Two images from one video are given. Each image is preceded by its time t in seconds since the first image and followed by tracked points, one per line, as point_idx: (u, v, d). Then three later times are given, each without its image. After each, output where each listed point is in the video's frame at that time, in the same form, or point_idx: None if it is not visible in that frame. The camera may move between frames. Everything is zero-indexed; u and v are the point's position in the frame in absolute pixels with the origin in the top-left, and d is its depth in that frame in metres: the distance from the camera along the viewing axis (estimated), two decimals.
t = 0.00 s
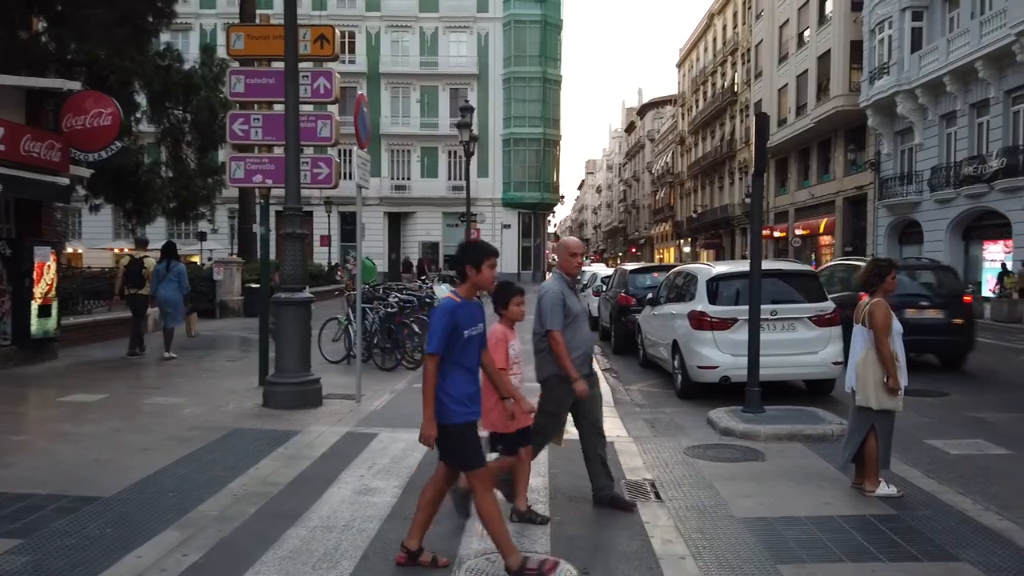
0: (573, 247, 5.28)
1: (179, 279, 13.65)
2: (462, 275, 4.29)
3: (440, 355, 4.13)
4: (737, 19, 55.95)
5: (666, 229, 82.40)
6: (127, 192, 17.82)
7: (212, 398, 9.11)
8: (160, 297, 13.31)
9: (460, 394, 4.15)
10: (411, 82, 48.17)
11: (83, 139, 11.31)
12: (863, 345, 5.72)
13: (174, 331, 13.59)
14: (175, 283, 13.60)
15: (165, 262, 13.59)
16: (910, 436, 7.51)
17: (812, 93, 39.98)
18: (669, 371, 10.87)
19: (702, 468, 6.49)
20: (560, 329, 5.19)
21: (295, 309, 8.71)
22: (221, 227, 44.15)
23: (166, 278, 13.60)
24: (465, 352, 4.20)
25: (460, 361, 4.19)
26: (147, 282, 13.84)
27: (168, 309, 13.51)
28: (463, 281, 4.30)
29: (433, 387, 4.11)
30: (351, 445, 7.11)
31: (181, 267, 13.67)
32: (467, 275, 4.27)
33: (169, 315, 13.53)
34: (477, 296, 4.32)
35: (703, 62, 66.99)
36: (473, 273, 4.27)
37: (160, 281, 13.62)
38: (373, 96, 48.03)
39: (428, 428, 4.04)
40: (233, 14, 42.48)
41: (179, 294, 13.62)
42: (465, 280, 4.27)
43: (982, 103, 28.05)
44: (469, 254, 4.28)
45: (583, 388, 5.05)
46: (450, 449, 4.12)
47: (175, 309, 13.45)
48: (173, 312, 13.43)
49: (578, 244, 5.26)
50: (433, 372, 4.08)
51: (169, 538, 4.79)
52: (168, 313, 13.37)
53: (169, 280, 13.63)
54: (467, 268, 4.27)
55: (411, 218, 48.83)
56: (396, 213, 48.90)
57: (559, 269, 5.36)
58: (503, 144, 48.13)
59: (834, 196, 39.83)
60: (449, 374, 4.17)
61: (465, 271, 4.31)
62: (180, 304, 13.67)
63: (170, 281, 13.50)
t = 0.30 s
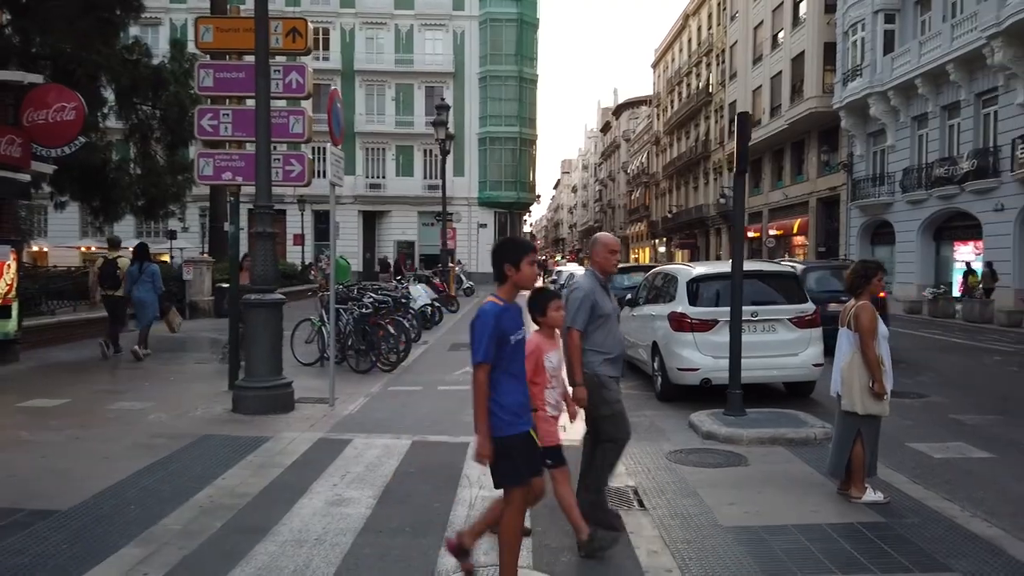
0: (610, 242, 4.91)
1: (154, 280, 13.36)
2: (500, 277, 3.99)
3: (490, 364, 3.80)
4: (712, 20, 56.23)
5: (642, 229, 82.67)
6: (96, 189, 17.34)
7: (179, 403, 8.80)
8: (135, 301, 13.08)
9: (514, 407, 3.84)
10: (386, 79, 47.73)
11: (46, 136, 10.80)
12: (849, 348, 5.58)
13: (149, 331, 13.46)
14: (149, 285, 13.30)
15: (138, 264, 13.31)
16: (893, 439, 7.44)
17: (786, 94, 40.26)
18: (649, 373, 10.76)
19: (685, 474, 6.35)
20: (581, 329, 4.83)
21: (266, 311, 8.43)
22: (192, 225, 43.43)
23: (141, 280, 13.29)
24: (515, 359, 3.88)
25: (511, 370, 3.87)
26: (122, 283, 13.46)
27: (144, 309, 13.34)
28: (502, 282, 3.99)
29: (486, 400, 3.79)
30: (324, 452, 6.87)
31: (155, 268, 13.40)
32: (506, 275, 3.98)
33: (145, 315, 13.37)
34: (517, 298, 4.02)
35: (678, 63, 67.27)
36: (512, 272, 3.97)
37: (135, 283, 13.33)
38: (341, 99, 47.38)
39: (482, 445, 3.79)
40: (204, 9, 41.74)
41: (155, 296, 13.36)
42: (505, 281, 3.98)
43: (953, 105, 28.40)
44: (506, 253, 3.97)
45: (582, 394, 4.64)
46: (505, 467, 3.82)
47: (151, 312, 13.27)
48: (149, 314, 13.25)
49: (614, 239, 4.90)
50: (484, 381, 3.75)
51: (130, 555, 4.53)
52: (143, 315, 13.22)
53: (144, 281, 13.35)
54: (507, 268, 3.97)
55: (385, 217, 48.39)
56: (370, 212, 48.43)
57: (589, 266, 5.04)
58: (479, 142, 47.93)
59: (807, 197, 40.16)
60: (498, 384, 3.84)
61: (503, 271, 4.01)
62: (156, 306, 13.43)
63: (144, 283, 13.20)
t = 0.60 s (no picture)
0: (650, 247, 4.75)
1: (137, 278, 13.14)
2: (557, 283, 3.69)
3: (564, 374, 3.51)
4: (693, 21, 56.35)
5: (624, 229, 82.77)
6: (70, 187, 16.91)
7: (153, 406, 8.52)
8: (117, 300, 12.85)
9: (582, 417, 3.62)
10: (367, 77, 47.31)
11: (15, 132, 10.39)
12: (842, 351, 5.45)
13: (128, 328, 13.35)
14: (132, 282, 13.06)
15: (122, 262, 13.05)
16: (883, 441, 7.34)
17: (768, 95, 40.39)
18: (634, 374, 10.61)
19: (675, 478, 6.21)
20: (629, 339, 4.50)
21: (244, 312, 8.19)
22: (170, 224, 42.83)
23: (124, 278, 13.06)
24: (585, 369, 3.62)
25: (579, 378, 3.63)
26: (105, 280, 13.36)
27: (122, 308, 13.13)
28: (559, 288, 3.70)
29: (567, 415, 3.47)
30: (303, 457, 6.65)
31: (138, 266, 13.15)
32: (565, 280, 3.67)
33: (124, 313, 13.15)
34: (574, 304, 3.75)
35: (660, 63, 67.39)
36: (572, 277, 3.67)
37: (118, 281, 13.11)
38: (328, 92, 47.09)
39: (603, 451, 3.53)
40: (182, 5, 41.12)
41: (136, 294, 13.13)
42: (560, 288, 3.68)
43: (933, 106, 28.60)
44: (564, 257, 3.67)
45: (630, 414, 4.30)
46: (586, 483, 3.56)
47: (131, 312, 13.04)
48: (129, 313, 13.03)
49: (654, 244, 4.76)
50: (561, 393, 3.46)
51: (97, 569, 4.30)
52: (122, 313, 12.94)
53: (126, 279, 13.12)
54: (566, 272, 3.67)
55: (367, 217, 48.01)
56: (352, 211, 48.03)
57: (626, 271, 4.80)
58: (461, 141, 47.73)
59: (788, 197, 40.32)
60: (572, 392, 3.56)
61: (559, 277, 3.71)
62: (137, 304, 13.21)
63: (127, 281, 12.97)
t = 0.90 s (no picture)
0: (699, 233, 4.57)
1: (138, 277, 12.91)
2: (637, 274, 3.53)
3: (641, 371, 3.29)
4: (686, 19, 56.26)
5: (617, 227, 82.68)
6: (58, 184, 16.64)
7: (139, 407, 8.29)
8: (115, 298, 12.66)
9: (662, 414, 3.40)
10: (359, 75, 47.00)
11: None
12: (848, 348, 5.28)
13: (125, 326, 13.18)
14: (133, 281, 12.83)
15: (123, 260, 12.84)
16: (886, 441, 7.19)
17: (761, 93, 40.31)
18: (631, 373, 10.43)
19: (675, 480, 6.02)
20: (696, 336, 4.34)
21: (232, 309, 7.97)
22: (160, 222, 42.46)
23: (126, 276, 12.86)
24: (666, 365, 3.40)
25: (659, 377, 3.39)
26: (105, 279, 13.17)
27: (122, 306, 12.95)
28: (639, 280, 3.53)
29: (640, 414, 3.25)
30: (292, 459, 6.44)
31: (140, 266, 12.92)
32: (646, 273, 3.50)
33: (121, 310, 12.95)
34: (655, 298, 3.56)
35: (653, 61, 67.28)
36: (653, 269, 3.50)
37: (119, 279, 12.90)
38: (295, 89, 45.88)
39: (659, 463, 3.28)
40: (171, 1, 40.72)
41: (136, 293, 12.89)
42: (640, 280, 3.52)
43: (927, 104, 28.54)
44: (644, 247, 3.50)
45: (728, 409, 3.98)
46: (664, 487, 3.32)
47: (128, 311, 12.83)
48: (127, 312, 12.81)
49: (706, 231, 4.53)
50: (636, 389, 3.25)
51: None
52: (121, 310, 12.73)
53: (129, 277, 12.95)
54: (647, 265, 3.50)
55: (359, 215, 47.74)
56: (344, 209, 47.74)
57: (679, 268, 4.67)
58: (454, 139, 47.53)
59: (782, 195, 40.26)
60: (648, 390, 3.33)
61: (639, 269, 3.54)
62: (136, 303, 12.98)
63: (127, 280, 12.75)
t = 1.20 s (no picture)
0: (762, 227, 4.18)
1: (144, 275, 12.71)
2: (727, 283, 3.18)
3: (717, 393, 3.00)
4: (687, 17, 56.03)
5: (617, 226, 82.42)
6: (54, 184, 16.46)
7: (129, 411, 8.08)
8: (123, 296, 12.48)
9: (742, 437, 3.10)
10: (358, 73, 46.77)
11: None
12: (861, 353, 5.06)
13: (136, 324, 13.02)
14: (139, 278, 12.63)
15: (127, 258, 12.66)
16: (897, 447, 6.98)
17: (762, 92, 40.08)
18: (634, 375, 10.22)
19: (680, 489, 5.82)
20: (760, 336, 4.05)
21: (225, 311, 7.76)
22: (158, 221, 42.27)
23: (131, 274, 12.67)
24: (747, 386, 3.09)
25: (740, 400, 3.07)
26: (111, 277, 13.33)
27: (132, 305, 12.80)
28: (728, 290, 3.19)
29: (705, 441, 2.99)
30: (285, 467, 6.24)
31: (145, 263, 12.73)
32: (736, 284, 3.15)
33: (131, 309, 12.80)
34: (743, 312, 3.20)
35: (654, 60, 67.02)
36: (745, 282, 3.15)
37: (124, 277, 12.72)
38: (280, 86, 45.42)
39: (705, 492, 3.00)
40: None
41: (143, 290, 12.70)
42: (730, 290, 3.18)
43: (930, 102, 28.35)
44: (740, 255, 3.15)
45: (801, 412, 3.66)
46: (733, 518, 3.06)
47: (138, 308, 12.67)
48: (137, 310, 12.64)
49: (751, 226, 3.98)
50: (709, 413, 2.99)
51: None
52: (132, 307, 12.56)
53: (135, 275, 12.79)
54: (741, 275, 3.14)
55: (359, 214, 47.54)
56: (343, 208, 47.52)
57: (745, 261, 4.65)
58: (454, 138, 47.31)
59: (783, 194, 40.05)
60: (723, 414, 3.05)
61: (730, 277, 3.20)
62: (145, 300, 12.82)
63: (133, 277, 12.53)
